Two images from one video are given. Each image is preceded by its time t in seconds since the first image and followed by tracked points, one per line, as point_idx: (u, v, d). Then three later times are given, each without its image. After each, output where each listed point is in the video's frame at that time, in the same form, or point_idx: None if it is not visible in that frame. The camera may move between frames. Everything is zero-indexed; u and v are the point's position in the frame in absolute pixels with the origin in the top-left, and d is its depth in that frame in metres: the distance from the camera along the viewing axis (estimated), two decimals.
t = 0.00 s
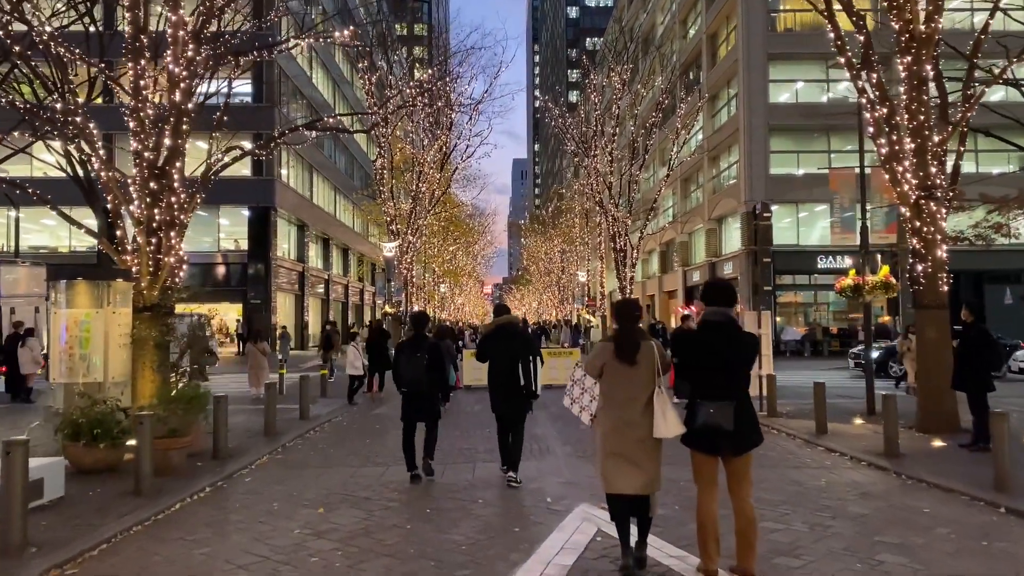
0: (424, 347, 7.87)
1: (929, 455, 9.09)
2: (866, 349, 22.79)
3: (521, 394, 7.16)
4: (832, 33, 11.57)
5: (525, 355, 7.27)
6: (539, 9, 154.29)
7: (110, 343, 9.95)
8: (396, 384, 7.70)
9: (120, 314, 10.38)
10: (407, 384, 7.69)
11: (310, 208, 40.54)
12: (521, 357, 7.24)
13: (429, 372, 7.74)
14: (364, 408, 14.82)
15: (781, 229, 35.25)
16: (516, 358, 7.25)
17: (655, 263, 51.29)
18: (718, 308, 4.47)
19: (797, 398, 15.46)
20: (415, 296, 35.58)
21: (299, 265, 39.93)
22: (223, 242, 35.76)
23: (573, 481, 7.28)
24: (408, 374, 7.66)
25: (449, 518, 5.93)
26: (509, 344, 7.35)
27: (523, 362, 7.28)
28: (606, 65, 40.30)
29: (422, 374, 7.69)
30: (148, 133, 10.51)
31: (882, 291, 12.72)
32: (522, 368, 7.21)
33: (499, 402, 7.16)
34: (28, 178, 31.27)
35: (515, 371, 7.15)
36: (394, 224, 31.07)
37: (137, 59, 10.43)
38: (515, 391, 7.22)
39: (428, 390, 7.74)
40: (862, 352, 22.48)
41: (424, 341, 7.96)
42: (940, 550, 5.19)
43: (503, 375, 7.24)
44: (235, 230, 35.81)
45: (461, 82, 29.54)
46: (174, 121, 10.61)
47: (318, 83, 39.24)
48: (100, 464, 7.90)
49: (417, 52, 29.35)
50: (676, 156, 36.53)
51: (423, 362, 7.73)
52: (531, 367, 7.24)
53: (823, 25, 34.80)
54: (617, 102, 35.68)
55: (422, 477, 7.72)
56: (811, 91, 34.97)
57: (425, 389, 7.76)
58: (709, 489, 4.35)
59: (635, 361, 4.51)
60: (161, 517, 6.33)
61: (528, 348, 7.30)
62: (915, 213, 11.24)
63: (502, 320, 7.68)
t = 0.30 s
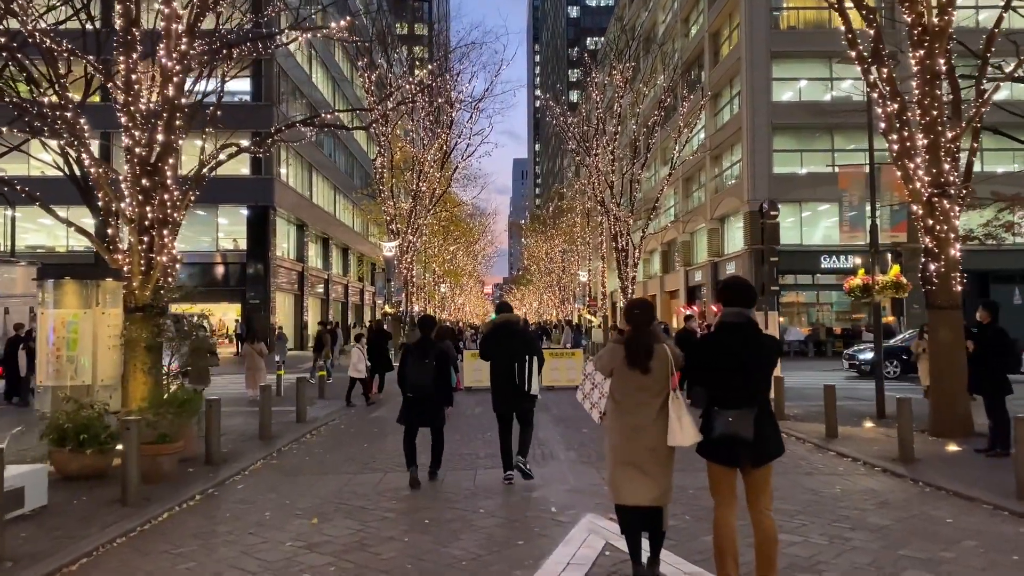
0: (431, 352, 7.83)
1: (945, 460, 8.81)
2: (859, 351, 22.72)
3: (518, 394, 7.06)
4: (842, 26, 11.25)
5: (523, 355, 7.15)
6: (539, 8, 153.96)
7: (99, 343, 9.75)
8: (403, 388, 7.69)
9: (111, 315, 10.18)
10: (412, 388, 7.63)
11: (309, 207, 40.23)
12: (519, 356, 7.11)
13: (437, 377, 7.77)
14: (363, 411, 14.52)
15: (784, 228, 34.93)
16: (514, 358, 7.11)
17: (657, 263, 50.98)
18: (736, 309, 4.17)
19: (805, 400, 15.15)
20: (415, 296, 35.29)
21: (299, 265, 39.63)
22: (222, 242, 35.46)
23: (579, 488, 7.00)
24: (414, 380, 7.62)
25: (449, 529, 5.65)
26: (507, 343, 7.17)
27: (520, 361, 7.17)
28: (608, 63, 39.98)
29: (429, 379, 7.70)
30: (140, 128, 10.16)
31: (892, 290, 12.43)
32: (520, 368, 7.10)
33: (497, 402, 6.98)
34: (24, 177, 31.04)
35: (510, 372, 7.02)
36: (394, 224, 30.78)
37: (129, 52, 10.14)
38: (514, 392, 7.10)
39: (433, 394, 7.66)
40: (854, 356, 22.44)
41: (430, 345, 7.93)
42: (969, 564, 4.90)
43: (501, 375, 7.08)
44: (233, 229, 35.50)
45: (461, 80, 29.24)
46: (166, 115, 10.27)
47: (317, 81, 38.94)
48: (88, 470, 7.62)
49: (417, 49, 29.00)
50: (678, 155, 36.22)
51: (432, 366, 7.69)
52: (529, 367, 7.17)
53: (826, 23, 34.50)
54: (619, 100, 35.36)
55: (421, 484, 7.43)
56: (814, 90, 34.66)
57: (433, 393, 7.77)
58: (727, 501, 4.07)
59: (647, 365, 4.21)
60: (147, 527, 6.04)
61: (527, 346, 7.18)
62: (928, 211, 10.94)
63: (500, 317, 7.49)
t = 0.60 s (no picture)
0: (434, 351, 7.91)
1: (962, 465, 8.49)
2: (851, 351, 22.38)
3: (520, 398, 6.76)
4: (853, 17, 10.88)
5: (528, 359, 6.85)
6: (540, 7, 153.73)
7: (84, 343, 9.46)
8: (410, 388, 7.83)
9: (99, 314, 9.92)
10: (416, 386, 7.80)
11: (308, 206, 39.90)
12: (523, 361, 6.78)
13: (442, 375, 7.89)
14: (361, 413, 14.21)
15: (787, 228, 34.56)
16: (518, 363, 6.78)
17: (659, 263, 50.64)
18: (755, 309, 3.87)
19: (812, 402, 14.82)
20: (415, 295, 35.00)
21: (298, 264, 39.31)
22: (220, 241, 35.12)
23: (584, 497, 6.68)
24: (419, 379, 7.78)
25: (446, 542, 5.33)
26: (512, 347, 6.86)
27: (524, 366, 6.86)
28: (610, 61, 39.63)
29: (434, 379, 7.82)
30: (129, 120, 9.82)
31: (903, 290, 12.10)
32: (522, 373, 6.78)
33: (499, 404, 6.76)
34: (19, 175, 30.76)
35: (513, 377, 6.74)
36: (394, 223, 30.43)
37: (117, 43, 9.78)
38: (516, 396, 6.84)
39: (436, 392, 7.84)
40: (845, 357, 22.05)
41: (434, 344, 7.99)
42: None
43: (503, 378, 6.81)
44: (232, 229, 35.14)
45: (461, 77, 28.90)
46: (156, 108, 9.94)
47: (315, 79, 38.64)
48: (70, 476, 7.29)
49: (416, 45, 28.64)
50: (680, 153, 35.90)
51: (437, 365, 7.84)
52: (533, 372, 6.83)
53: (830, 20, 34.19)
54: (621, 98, 35.03)
55: (419, 491, 7.12)
56: (818, 88, 34.34)
57: (436, 393, 7.86)
58: (746, 516, 3.76)
59: (660, 367, 3.87)
60: (127, 538, 5.73)
61: (533, 350, 6.88)
62: (941, 208, 10.61)
63: (507, 320, 7.17)
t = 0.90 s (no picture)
0: (431, 350, 7.66)
1: (980, 469, 8.22)
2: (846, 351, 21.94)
3: (531, 398, 6.88)
4: (865, 8, 10.57)
5: (538, 359, 6.92)
6: (540, 7, 153.54)
7: (72, 342, 9.23)
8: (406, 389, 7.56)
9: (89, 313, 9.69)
10: (415, 386, 7.54)
11: (308, 205, 39.63)
12: (533, 360, 6.88)
13: (440, 374, 7.62)
14: (360, 414, 13.94)
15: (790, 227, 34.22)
16: (529, 362, 6.87)
17: (660, 262, 50.33)
18: (780, 305, 3.60)
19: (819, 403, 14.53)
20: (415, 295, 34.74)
21: (297, 264, 39.05)
22: (219, 240, 34.80)
23: (591, 503, 6.40)
24: (417, 378, 7.52)
25: (447, 552, 5.04)
26: (523, 345, 6.95)
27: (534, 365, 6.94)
28: (612, 59, 39.32)
29: (433, 379, 7.57)
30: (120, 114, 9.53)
31: (914, 288, 11.78)
32: (533, 372, 6.86)
33: (510, 404, 6.87)
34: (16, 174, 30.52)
35: (524, 377, 6.81)
36: (394, 222, 30.11)
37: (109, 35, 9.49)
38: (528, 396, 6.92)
39: (436, 392, 7.61)
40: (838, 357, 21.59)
41: (431, 344, 7.76)
42: None
43: (514, 381, 6.90)
44: (230, 228, 34.85)
45: (461, 75, 28.60)
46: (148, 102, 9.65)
47: (315, 78, 38.38)
48: (56, 481, 7.02)
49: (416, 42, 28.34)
50: (682, 151, 35.60)
51: (434, 364, 7.60)
52: (543, 372, 6.88)
53: (834, 17, 33.85)
54: (623, 95, 34.73)
55: (418, 496, 6.85)
56: (821, 85, 34.03)
57: (436, 392, 7.60)
58: (770, 528, 3.51)
59: (677, 367, 3.59)
60: (110, 548, 5.46)
61: (543, 350, 6.95)
62: (954, 204, 10.32)
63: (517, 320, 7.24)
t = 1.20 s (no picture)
0: (434, 349, 7.42)
1: (1001, 475, 7.94)
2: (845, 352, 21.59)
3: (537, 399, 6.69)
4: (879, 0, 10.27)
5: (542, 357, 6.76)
6: (541, 7, 153.42)
7: (60, 344, 8.93)
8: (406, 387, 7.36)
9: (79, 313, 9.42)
10: (415, 386, 7.30)
11: (307, 204, 39.35)
12: (537, 359, 6.72)
13: (442, 375, 7.38)
14: (359, 417, 13.66)
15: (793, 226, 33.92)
16: (533, 361, 6.73)
17: (662, 262, 50.02)
18: (811, 305, 3.31)
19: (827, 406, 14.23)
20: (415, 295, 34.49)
21: (297, 263, 38.79)
22: (218, 240, 34.47)
23: (600, 512, 6.12)
24: (418, 378, 7.28)
25: (450, 568, 4.74)
26: (528, 343, 6.87)
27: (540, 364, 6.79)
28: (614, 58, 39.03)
29: (435, 379, 7.32)
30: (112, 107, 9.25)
31: (927, 288, 11.41)
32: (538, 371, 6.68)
33: (518, 405, 6.76)
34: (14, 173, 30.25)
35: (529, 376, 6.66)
36: (394, 221, 29.82)
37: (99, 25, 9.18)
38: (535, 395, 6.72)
39: (439, 393, 7.37)
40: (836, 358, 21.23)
41: (434, 343, 7.52)
42: None
43: (521, 379, 6.73)
44: (229, 227, 34.54)
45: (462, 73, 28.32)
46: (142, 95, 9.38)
47: (315, 76, 38.13)
48: (41, 488, 6.73)
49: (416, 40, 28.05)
50: (685, 150, 35.31)
51: (435, 364, 7.35)
52: (548, 370, 6.66)
53: (838, 14, 33.53)
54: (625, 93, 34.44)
55: (419, 504, 6.55)
56: (825, 84, 33.77)
57: (438, 394, 7.36)
58: (802, 548, 3.23)
59: (699, 374, 3.31)
60: (93, 561, 5.18)
61: (549, 348, 6.78)
62: (970, 201, 9.99)
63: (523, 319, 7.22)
